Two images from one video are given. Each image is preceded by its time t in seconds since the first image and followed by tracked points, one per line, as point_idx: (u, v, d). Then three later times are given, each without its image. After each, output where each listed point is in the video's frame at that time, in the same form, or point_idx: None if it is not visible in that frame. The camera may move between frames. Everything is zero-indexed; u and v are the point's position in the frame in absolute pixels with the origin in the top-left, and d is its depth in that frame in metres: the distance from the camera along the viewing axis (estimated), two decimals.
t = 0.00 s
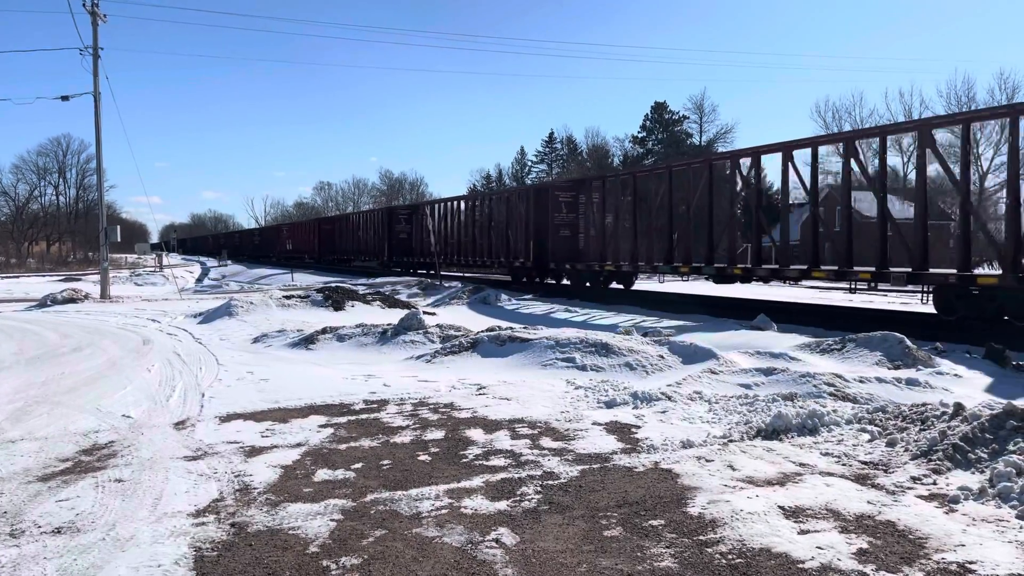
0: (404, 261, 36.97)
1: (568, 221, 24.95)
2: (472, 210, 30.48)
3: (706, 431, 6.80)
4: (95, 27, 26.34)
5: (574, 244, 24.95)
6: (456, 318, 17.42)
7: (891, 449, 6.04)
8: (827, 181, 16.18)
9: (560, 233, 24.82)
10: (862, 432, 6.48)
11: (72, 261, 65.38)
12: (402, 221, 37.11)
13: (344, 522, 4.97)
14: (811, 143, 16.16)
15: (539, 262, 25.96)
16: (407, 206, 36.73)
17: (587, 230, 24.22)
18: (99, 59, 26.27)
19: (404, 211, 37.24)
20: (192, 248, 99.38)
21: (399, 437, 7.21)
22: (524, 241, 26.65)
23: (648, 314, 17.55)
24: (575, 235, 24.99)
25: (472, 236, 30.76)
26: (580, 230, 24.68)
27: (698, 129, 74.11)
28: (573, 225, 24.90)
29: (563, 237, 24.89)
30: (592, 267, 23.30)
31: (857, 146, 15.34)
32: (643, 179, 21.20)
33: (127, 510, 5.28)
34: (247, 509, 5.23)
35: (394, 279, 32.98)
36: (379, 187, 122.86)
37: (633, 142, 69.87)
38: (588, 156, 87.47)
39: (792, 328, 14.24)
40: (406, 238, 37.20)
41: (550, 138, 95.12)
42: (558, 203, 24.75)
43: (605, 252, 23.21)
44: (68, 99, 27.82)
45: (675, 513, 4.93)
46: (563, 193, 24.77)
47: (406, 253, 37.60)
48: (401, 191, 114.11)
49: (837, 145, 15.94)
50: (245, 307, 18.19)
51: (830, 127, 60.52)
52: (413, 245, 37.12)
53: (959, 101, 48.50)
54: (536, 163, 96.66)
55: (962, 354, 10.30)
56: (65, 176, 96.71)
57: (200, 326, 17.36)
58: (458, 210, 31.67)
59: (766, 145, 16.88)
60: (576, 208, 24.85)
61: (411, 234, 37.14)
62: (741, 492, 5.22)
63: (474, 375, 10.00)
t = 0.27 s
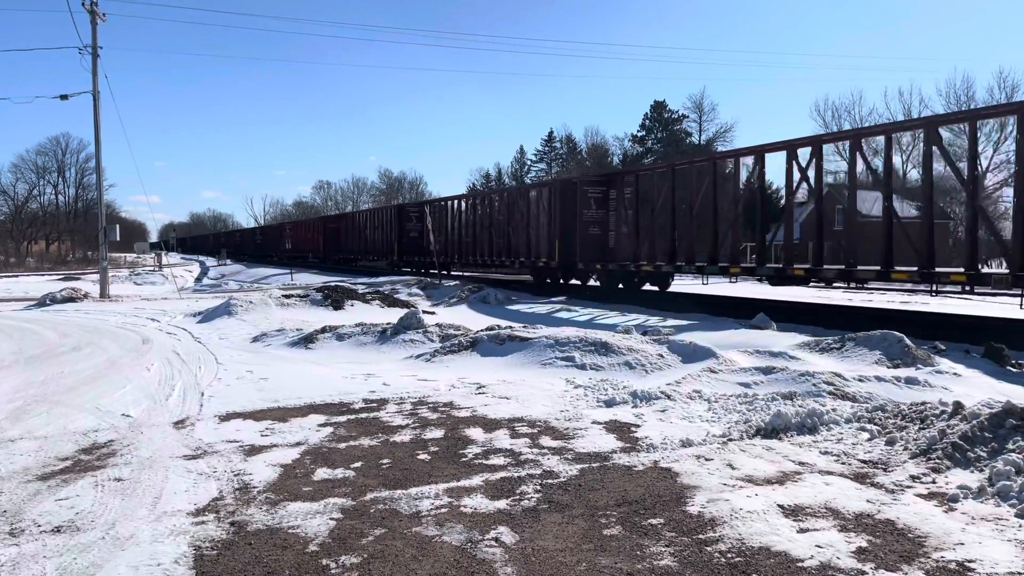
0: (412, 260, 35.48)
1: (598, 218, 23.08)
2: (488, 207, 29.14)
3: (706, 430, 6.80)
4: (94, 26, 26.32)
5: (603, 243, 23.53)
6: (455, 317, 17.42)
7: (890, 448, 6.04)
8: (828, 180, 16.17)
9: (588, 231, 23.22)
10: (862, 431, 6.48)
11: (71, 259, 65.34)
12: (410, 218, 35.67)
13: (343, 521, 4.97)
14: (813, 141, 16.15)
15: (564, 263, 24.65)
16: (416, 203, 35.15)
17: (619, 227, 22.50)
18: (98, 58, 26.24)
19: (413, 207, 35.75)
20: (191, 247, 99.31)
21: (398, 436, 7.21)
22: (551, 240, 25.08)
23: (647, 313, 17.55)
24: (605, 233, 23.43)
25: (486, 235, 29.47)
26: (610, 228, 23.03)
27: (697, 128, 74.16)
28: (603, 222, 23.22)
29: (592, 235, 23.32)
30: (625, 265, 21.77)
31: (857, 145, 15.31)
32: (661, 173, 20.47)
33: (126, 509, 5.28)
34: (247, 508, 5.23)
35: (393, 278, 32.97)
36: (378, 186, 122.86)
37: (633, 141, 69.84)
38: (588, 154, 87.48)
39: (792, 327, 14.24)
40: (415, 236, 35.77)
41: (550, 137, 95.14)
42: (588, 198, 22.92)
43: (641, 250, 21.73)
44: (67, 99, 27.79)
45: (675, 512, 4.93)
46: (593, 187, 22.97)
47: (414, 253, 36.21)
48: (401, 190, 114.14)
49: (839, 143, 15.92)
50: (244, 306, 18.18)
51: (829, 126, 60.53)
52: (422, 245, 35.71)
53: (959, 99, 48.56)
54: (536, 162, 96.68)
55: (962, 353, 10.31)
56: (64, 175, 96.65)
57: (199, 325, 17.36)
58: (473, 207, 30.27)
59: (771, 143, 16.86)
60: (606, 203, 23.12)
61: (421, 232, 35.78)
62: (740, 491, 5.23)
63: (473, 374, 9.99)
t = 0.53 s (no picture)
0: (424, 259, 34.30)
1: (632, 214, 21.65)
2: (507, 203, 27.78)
3: (706, 429, 6.80)
4: (94, 25, 26.31)
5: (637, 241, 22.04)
6: (455, 316, 17.43)
7: (890, 446, 6.05)
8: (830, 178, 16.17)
9: (621, 227, 21.85)
10: (861, 429, 6.49)
11: (71, 258, 65.32)
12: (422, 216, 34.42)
13: (344, 519, 4.98)
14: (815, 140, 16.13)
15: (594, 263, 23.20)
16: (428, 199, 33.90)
17: (654, 223, 21.06)
18: (97, 57, 26.24)
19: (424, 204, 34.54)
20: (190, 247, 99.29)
21: (398, 434, 7.21)
22: (579, 238, 23.69)
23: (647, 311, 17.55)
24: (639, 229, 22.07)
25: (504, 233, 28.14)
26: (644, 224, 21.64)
27: (697, 127, 74.17)
28: (637, 218, 21.84)
29: (625, 232, 21.93)
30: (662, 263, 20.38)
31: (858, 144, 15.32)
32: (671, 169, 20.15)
33: (127, 507, 5.28)
34: (247, 507, 5.23)
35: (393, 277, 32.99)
36: (378, 185, 122.83)
37: (632, 140, 69.80)
38: (588, 153, 87.47)
39: (791, 326, 14.24)
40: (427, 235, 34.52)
41: (549, 136, 95.12)
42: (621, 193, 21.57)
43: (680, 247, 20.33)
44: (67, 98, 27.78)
45: (675, 510, 4.94)
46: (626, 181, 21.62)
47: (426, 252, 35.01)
48: (400, 189, 114.16)
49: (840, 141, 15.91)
50: (244, 305, 18.18)
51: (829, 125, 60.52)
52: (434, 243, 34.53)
53: (958, 98, 48.54)
54: (535, 161, 96.68)
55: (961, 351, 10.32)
56: (63, 174, 96.64)
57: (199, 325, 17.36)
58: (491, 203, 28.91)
59: (773, 141, 16.82)
60: (641, 198, 21.78)
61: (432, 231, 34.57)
62: (740, 489, 5.24)
63: (473, 373, 9.99)
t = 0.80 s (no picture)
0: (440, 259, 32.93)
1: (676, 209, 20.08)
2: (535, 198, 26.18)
3: (706, 427, 6.80)
4: (93, 24, 26.28)
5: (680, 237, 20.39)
6: (455, 315, 17.43)
7: (890, 443, 6.05)
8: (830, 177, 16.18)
9: (665, 224, 20.14)
10: (862, 427, 6.49)
11: (70, 258, 65.24)
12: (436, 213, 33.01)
13: (344, 518, 4.97)
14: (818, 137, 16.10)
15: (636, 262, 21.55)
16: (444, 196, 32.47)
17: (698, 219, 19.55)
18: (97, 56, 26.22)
19: (439, 201, 33.11)
20: (190, 246, 99.25)
21: (399, 433, 7.21)
22: (618, 236, 22.03)
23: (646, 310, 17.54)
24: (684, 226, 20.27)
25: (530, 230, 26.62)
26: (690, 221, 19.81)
27: (697, 125, 74.15)
28: (683, 213, 20.02)
29: (670, 229, 20.19)
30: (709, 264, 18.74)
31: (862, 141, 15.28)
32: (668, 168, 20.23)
33: (127, 506, 5.28)
34: (248, 506, 5.23)
35: (393, 275, 32.99)
36: (377, 184, 122.76)
37: (632, 138, 69.70)
38: (587, 151, 87.41)
39: (791, 324, 14.24)
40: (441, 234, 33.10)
41: (549, 134, 95.07)
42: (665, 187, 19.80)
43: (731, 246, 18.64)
44: (66, 97, 27.75)
45: (676, 508, 4.94)
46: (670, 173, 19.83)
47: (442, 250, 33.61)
48: (400, 187, 114.12)
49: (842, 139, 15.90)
50: (243, 304, 18.17)
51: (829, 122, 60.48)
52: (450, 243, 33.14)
53: (959, 95, 48.50)
54: (535, 159, 96.61)
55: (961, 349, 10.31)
56: (63, 173, 96.59)
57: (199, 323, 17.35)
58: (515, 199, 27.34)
59: (774, 139, 16.85)
60: (686, 192, 19.86)
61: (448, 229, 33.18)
62: (741, 487, 5.24)
63: (473, 372, 9.99)
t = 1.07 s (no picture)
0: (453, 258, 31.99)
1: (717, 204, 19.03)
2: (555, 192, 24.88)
3: (706, 425, 6.81)
4: (93, 23, 26.25)
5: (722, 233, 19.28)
6: (455, 314, 17.43)
7: (890, 442, 6.05)
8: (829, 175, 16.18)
9: (705, 221, 19.06)
10: (862, 425, 6.49)
11: (69, 257, 65.27)
12: (449, 211, 32.02)
13: (345, 517, 4.98)
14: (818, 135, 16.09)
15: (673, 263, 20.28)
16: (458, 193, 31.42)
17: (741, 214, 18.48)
18: (96, 56, 26.20)
19: (452, 198, 32.11)
20: (190, 245, 99.23)
21: (399, 432, 7.21)
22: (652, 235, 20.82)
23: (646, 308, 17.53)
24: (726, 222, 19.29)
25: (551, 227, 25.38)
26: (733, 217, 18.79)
27: (696, 123, 74.13)
28: (724, 209, 18.99)
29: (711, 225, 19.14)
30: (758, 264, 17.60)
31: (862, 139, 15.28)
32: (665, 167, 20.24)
33: (127, 506, 5.28)
34: (248, 505, 5.24)
35: (393, 275, 33.00)
36: (377, 183, 122.74)
37: (632, 137, 69.64)
38: (587, 150, 87.40)
39: (791, 322, 14.24)
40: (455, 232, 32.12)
41: (549, 133, 95.06)
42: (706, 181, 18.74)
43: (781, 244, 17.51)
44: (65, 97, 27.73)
45: (676, 507, 4.94)
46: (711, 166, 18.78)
47: (455, 249, 32.65)
48: (399, 186, 114.10)
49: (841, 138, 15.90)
50: (243, 304, 18.17)
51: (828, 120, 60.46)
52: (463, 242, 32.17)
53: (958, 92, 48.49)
54: (534, 158, 96.61)
55: (961, 347, 10.31)
56: (62, 173, 96.55)
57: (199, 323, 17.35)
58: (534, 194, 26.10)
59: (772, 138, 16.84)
60: (728, 186, 18.90)
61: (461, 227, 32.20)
62: (741, 486, 5.24)
63: (473, 371, 9.99)
